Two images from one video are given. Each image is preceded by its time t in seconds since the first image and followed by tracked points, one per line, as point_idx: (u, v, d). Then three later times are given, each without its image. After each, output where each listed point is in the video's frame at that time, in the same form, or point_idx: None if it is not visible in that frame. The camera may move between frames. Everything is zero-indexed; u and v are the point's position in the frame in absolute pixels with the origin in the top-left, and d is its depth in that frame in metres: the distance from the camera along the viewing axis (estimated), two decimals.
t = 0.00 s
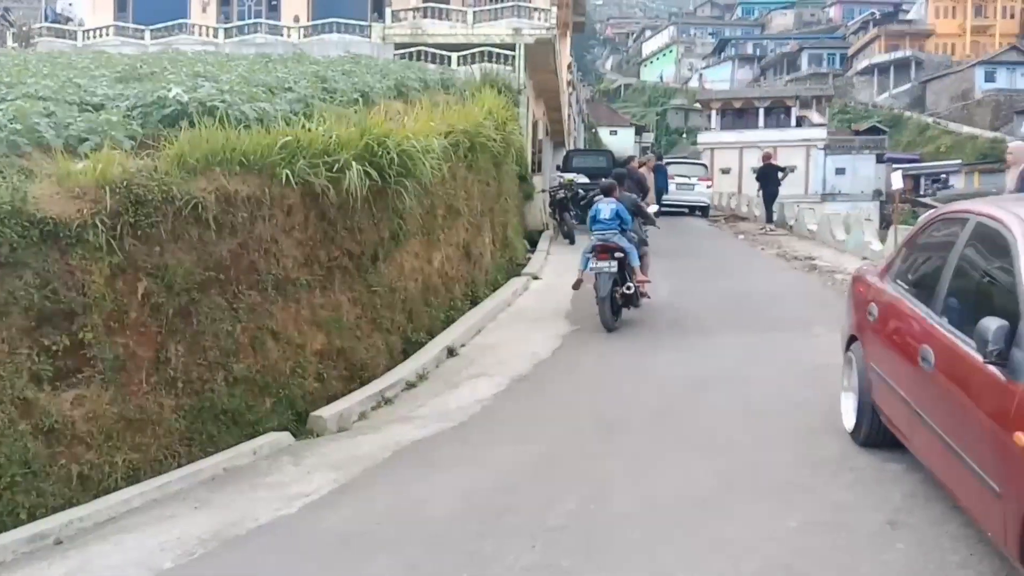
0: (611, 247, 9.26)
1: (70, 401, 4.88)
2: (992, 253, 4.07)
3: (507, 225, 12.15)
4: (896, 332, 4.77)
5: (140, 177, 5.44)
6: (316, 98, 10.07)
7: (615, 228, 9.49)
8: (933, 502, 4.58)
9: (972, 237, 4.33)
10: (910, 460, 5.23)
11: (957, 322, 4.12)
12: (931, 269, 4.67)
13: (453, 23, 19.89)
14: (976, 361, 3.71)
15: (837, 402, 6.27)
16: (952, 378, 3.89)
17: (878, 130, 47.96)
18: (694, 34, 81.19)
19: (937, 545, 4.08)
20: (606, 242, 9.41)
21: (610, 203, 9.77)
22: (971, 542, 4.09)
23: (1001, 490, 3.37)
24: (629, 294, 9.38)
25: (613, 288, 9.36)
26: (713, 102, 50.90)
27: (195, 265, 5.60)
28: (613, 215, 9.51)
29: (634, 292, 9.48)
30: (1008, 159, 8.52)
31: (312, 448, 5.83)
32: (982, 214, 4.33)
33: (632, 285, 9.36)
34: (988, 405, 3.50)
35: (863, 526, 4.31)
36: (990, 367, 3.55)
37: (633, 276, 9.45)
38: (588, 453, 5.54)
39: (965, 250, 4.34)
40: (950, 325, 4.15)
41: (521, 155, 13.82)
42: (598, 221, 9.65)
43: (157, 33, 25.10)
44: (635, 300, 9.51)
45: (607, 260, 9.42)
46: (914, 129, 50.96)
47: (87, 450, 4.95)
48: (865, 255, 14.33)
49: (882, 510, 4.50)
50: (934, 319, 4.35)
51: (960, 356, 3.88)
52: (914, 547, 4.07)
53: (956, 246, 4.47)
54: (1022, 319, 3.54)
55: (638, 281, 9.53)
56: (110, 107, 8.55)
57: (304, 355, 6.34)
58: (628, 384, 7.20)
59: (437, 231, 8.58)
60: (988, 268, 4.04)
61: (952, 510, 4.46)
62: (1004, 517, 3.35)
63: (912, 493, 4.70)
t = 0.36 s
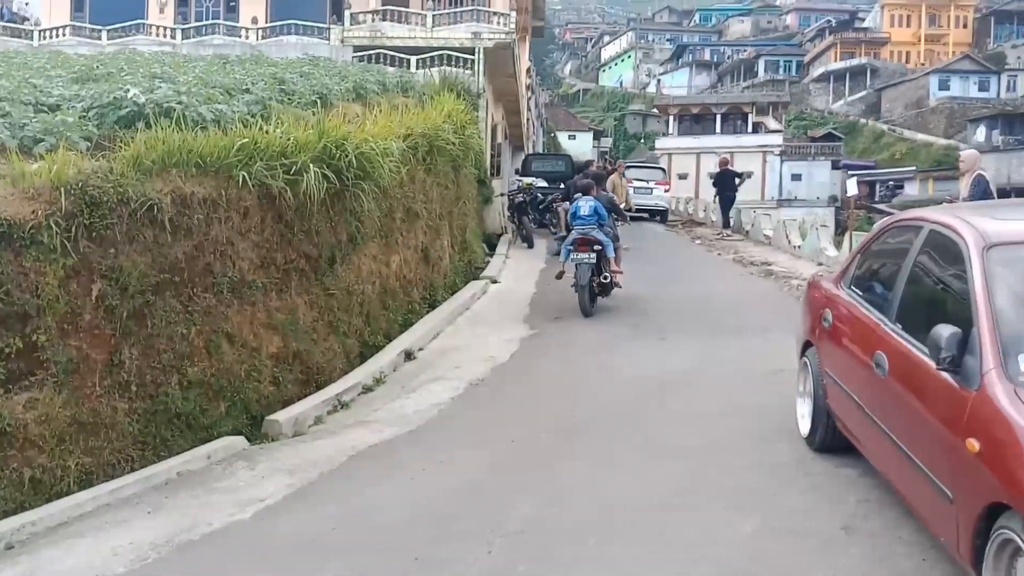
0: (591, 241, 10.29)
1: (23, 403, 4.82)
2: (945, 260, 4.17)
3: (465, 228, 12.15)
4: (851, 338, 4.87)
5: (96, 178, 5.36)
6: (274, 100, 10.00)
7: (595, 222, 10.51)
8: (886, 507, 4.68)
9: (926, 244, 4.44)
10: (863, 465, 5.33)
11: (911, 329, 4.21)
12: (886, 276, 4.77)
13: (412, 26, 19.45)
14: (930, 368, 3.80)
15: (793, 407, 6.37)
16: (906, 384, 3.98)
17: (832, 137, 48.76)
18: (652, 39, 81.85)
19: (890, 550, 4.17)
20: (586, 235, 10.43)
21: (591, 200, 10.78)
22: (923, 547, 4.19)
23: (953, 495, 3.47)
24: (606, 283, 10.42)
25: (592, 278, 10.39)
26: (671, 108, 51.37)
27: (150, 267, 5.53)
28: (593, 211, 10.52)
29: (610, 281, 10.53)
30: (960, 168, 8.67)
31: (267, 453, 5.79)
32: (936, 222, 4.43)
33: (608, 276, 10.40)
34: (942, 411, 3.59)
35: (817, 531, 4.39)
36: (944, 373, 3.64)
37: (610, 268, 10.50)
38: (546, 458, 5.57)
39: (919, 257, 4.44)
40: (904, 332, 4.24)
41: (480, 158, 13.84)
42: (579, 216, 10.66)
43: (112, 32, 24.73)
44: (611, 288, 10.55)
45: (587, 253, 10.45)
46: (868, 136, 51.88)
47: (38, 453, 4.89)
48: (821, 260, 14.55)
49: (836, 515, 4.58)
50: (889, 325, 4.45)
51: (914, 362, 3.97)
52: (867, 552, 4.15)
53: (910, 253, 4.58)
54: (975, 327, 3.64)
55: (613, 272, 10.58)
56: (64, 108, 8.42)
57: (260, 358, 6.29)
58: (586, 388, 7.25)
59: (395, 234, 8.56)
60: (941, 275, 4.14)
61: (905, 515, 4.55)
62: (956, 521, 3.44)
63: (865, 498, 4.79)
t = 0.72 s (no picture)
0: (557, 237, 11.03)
1: None
2: (893, 267, 4.26)
3: (422, 232, 12.12)
4: (801, 343, 4.94)
5: (42, 180, 5.25)
6: (228, 102, 9.90)
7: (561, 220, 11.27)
8: (835, 510, 4.75)
9: (874, 251, 4.53)
10: (812, 468, 5.42)
11: (860, 335, 4.29)
12: (836, 282, 4.85)
13: (369, 30, 19.49)
14: (878, 373, 3.87)
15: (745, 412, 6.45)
16: (855, 389, 4.05)
17: (784, 145, 49.51)
18: (608, 47, 82.44)
19: (839, 553, 4.24)
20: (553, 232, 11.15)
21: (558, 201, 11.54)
22: (870, 550, 4.26)
23: (899, 499, 3.53)
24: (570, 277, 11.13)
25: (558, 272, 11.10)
26: (626, 115, 51.78)
27: (99, 271, 5.42)
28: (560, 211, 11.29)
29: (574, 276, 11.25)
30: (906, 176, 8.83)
31: (217, 460, 5.71)
32: (884, 230, 4.52)
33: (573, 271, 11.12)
34: (890, 416, 3.66)
35: (768, 535, 4.45)
36: (891, 378, 3.72)
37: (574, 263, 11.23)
38: (500, 464, 5.57)
39: (867, 264, 4.52)
40: (853, 338, 4.32)
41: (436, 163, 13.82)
42: (547, 216, 11.40)
43: (60, 32, 24.25)
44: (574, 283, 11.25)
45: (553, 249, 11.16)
46: (818, 144, 52.78)
47: None
48: (773, 266, 14.77)
49: (786, 519, 4.65)
50: (838, 331, 4.52)
51: (862, 367, 4.04)
52: (816, 555, 4.22)
53: (858, 260, 4.66)
54: (921, 332, 3.73)
55: (577, 268, 11.31)
56: (11, 108, 8.24)
57: (210, 364, 6.21)
58: (541, 393, 7.28)
59: (351, 239, 8.52)
60: (889, 281, 4.22)
61: (853, 518, 4.64)
62: (902, 524, 3.51)
63: (814, 502, 4.87)
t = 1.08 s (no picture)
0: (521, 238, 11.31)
1: None
2: (838, 272, 4.30)
3: (379, 236, 12.03)
4: (751, 346, 4.97)
5: None
6: (179, 103, 9.73)
7: (525, 223, 11.55)
8: (787, 511, 4.78)
9: (820, 257, 4.58)
10: (765, 469, 5.45)
11: (807, 339, 4.32)
12: (784, 286, 4.89)
13: (324, 32, 19.85)
14: (824, 375, 3.90)
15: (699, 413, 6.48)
16: (803, 391, 4.07)
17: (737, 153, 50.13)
18: (564, 54, 82.89)
19: (791, 553, 4.26)
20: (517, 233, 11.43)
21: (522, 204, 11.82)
22: (820, 548, 4.29)
23: (846, 498, 3.55)
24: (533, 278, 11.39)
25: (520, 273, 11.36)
26: (582, 121, 52.02)
27: (43, 275, 5.26)
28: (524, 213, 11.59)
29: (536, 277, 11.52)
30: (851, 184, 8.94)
31: (166, 468, 5.59)
32: (830, 236, 4.58)
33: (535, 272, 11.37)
34: (836, 417, 3.68)
35: (721, 535, 4.46)
36: (836, 381, 3.76)
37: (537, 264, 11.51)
38: (456, 469, 5.52)
39: (813, 270, 4.57)
40: (801, 341, 4.36)
41: (393, 166, 13.73)
42: (510, 218, 11.67)
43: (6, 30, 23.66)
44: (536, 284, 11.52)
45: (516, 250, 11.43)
46: (769, 152, 53.55)
47: None
48: (725, 270, 14.93)
49: (739, 519, 4.67)
50: (787, 334, 4.56)
51: (809, 369, 4.08)
52: (768, 554, 4.24)
53: (805, 265, 4.71)
54: (865, 335, 3.77)
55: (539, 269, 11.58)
56: None
57: (159, 369, 6.08)
58: (497, 397, 7.24)
59: (305, 242, 8.41)
60: (835, 286, 4.27)
61: (804, 518, 4.67)
62: (849, 523, 3.52)
63: (766, 502, 4.90)
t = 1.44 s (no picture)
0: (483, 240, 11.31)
1: None
2: (789, 275, 4.34)
3: (336, 239, 11.93)
4: (705, 348, 5.00)
5: None
6: (128, 103, 9.54)
7: (486, 225, 11.55)
8: (741, 509, 4.81)
9: (771, 260, 4.61)
10: (720, 468, 5.48)
11: (759, 340, 4.35)
12: (736, 289, 4.92)
13: (280, 32, 19.65)
14: (776, 376, 3.93)
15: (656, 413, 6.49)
16: (755, 391, 4.10)
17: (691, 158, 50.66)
18: (521, 59, 83.16)
19: (745, 550, 4.27)
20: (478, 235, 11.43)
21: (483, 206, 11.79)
22: (774, 546, 4.31)
23: (797, 496, 3.57)
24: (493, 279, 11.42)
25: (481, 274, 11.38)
26: (540, 125, 52.18)
27: None
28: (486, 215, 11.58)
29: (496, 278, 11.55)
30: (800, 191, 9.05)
31: (116, 477, 5.46)
32: (780, 240, 4.62)
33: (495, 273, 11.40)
34: (788, 417, 3.70)
35: (677, 534, 4.46)
36: (787, 382, 3.79)
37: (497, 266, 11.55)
38: (414, 473, 5.47)
39: (765, 273, 4.61)
40: (753, 342, 4.38)
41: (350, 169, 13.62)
42: (472, 220, 11.67)
43: None
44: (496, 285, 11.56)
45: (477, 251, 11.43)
46: (723, 158, 54.20)
47: None
48: (680, 274, 15.03)
49: (694, 518, 4.68)
50: (739, 335, 4.58)
51: (761, 370, 4.10)
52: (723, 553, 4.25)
53: (757, 268, 4.75)
54: (815, 337, 3.80)
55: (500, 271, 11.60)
56: None
57: (108, 375, 5.94)
58: (456, 400, 7.19)
59: (260, 245, 8.29)
60: (786, 288, 4.30)
61: (758, 516, 4.69)
62: (800, 521, 3.54)
63: (721, 501, 4.92)
